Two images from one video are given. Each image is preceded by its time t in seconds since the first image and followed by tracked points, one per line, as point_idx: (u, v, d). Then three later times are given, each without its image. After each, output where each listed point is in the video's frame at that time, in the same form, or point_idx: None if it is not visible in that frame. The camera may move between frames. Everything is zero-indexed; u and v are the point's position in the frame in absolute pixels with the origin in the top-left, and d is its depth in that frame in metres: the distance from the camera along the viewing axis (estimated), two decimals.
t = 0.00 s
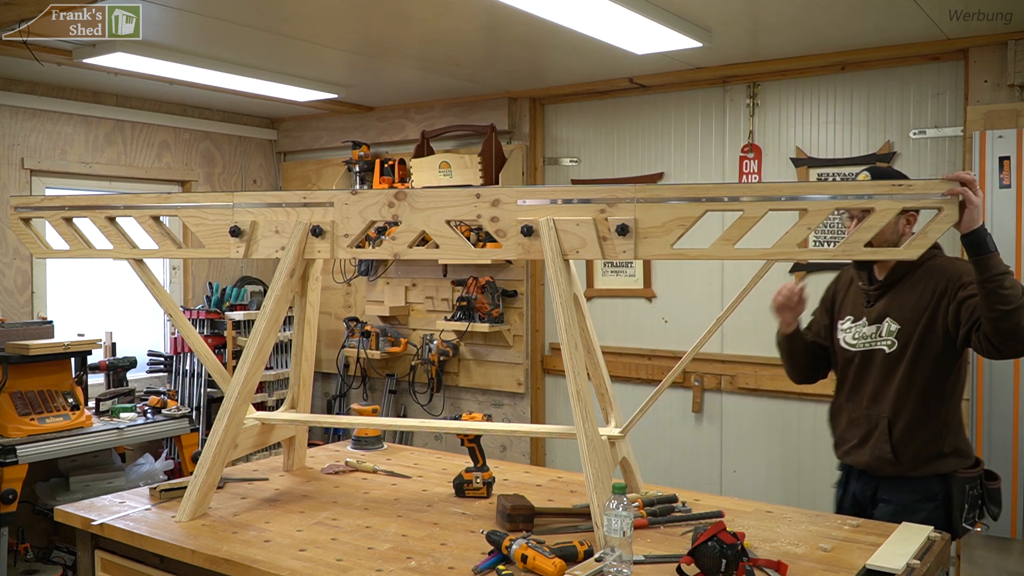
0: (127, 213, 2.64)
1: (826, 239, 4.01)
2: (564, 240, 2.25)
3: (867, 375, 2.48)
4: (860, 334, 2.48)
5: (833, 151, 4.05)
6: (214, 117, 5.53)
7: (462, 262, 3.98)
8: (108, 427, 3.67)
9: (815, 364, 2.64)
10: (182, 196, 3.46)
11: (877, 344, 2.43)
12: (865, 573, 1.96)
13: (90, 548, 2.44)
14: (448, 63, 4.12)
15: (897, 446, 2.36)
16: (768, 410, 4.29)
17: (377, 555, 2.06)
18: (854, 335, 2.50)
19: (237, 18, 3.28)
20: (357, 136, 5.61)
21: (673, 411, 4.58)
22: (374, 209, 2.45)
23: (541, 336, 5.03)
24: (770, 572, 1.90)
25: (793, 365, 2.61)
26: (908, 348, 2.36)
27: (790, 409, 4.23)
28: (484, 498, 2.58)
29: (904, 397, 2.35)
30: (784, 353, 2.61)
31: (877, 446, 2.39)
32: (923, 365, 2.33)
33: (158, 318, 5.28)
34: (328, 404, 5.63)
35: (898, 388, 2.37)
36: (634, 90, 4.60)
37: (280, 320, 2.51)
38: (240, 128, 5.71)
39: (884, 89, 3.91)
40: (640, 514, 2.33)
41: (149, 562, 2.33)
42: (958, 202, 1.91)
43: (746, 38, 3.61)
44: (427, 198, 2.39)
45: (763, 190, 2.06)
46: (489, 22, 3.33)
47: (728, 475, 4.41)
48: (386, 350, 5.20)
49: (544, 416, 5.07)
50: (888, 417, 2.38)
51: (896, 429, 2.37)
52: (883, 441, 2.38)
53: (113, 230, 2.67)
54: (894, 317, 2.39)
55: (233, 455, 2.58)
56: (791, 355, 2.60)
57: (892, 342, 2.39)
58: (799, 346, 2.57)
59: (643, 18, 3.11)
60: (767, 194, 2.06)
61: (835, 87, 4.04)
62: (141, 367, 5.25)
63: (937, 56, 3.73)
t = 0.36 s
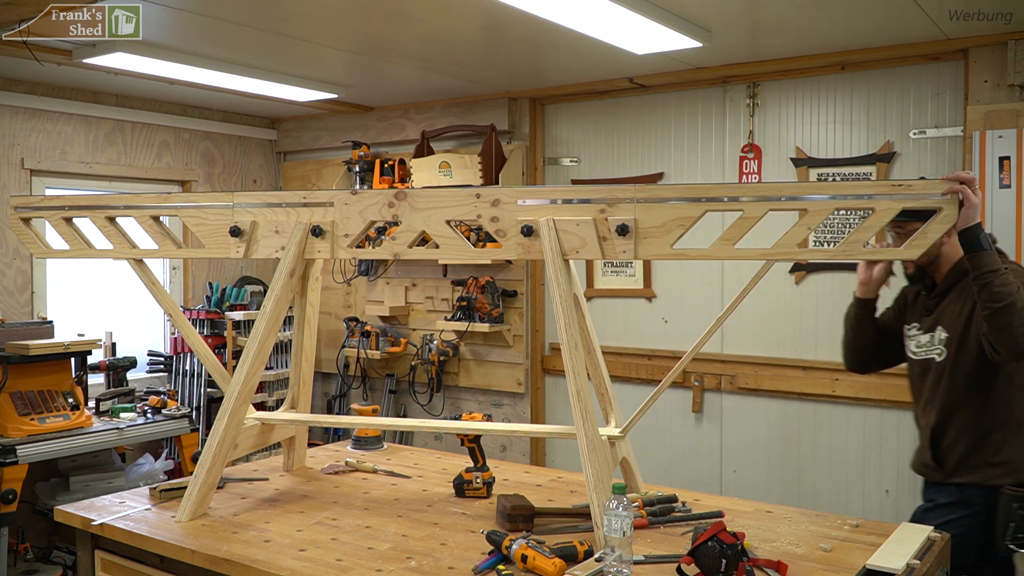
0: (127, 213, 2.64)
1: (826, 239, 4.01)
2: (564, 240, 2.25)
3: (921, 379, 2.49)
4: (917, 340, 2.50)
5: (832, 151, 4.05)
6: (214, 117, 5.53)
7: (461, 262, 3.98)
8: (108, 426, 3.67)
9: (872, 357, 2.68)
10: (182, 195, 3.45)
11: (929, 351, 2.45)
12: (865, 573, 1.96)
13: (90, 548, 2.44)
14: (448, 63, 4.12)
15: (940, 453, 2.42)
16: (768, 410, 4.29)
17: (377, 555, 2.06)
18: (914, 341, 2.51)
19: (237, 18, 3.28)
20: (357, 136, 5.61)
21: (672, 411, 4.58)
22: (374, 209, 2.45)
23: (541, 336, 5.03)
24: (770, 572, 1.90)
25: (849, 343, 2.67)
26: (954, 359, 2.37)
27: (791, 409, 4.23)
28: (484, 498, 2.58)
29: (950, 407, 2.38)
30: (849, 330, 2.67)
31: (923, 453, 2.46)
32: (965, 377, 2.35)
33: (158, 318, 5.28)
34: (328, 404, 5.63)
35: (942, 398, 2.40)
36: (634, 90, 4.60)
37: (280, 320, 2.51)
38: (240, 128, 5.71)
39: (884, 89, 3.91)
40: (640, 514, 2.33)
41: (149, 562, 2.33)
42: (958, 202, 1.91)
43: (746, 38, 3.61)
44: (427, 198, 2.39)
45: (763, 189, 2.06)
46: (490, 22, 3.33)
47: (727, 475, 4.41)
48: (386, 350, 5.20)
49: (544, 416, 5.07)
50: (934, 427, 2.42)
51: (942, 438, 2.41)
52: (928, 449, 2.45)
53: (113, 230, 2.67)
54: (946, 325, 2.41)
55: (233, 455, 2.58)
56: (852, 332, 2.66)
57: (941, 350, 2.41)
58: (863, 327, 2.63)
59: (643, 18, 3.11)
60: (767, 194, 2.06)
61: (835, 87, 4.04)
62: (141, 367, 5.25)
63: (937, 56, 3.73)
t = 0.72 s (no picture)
0: (127, 213, 2.64)
1: (826, 239, 4.01)
2: (564, 240, 2.25)
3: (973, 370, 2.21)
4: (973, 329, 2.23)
5: (832, 151, 4.05)
6: (214, 117, 5.53)
7: (461, 262, 3.98)
8: (108, 427, 3.67)
9: (927, 349, 2.42)
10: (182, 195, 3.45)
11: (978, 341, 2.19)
12: (865, 573, 1.96)
13: (90, 548, 2.44)
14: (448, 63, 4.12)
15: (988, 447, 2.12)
16: (768, 410, 4.29)
17: (377, 555, 2.06)
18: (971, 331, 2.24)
19: (237, 18, 3.28)
20: (357, 136, 5.61)
21: (672, 412, 4.58)
22: (374, 209, 2.45)
23: (541, 336, 5.04)
24: (770, 572, 1.90)
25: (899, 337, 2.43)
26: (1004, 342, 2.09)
27: (791, 409, 4.23)
28: (484, 498, 2.58)
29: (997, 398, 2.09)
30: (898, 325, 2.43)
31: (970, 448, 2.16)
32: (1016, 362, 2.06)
33: (158, 318, 5.28)
34: (328, 404, 5.63)
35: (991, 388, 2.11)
36: (634, 90, 4.60)
37: (280, 320, 2.51)
38: (240, 128, 5.71)
39: (884, 88, 3.91)
40: (640, 514, 2.33)
41: (149, 562, 2.33)
42: (958, 203, 1.92)
43: (746, 38, 3.61)
44: (427, 198, 2.39)
45: (763, 189, 2.06)
46: (491, 22, 3.33)
47: (728, 475, 4.41)
48: (386, 350, 5.20)
49: (545, 415, 5.07)
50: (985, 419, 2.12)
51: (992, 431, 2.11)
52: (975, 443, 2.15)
53: (113, 230, 2.67)
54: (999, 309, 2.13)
55: (233, 455, 2.58)
56: (901, 326, 2.42)
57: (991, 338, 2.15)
58: (912, 320, 2.38)
59: (643, 18, 3.11)
60: (767, 194, 2.06)
61: (835, 87, 4.04)
62: (141, 367, 5.25)
63: (937, 56, 3.73)
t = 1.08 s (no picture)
0: (127, 213, 2.64)
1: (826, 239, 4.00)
2: (564, 240, 2.25)
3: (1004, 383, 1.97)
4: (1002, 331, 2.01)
5: (832, 151, 4.05)
6: (214, 117, 5.53)
7: (461, 262, 3.98)
8: (109, 427, 3.67)
9: (937, 348, 2.21)
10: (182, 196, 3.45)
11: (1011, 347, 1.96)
12: (865, 573, 1.96)
13: (90, 548, 2.44)
14: (448, 63, 4.12)
15: None
16: (768, 410, 4.29)
17: (377, 555, 2.07)
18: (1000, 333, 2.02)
19: (236, 18, 3.28)
20: (357, 136, 5.61)
21: (673, 412, 4.58)
22: (374, 209, 2.45)
23: (542, 336, 5.04)
24: (770, 572, 1.90)
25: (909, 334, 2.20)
26: None
27: (791, 409, 4.23)
28: (484, 498, 2.58)
29: None
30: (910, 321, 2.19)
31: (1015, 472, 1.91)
32: None
33: (158, 318, 5.28)
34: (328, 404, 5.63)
35: None
36: (634, 90, 4.60)
37: (280, 320, 2.51)
38: (240, 129, 5.71)
39: (884, 88, 3.91)
40: (640, 514, 2.33)
41: (149, 562, 2.33)
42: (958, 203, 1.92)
43: (746, 38, 3.61)
44: (427, 198, 2.39)
45: (763, 190, 2.06)
46: (490, 22, 3.33)
47: (728, 475, 4.41)
48: (386, 350, 5.20)
49: (545, 415, 5.07)
50: None
51: None
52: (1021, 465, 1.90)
53: (113, 230, 2.67)
54: None
55: (233, 455, 2.58)
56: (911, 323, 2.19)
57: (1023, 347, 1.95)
58: (928, 317, 2.15)
59: (643, 18, 3.11)
60: (767, 194, 2.06)
61: (836, 87, 4.04)
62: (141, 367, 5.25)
63: (937, 56, 3.73)
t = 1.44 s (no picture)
0: (127, 213, 2.64)
1: (826, 239, 4.00)
2: (564, 240, 2.25)
3: None
4: None
5: (832, 151, 4.05)
6: (214, 117, 5.53)
7: (461, 262, 3.98)
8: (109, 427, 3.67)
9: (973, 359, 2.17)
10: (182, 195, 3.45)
11: None
12: (865, 573, 1.96)
13: (90, 548, 2.44)
14: (447, 63, 4.12)
15: None
16: (768, 410, 4.29)
17: (377, 555, 2.07)
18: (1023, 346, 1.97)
19: (236, 18, 3.28)
20: (357, 136, 5.61)
21: (672, 412, 4.58)
22: (374, 209, 2.45)
23: (542, 336, 5.04)
24: (770, 572, 1.90)
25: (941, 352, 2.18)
26: None
27: (790, 409, 4.23)
28: (484, 498, 2.58)
29: None
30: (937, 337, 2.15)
31: None
32: None
33: (157, 317, 5.28)
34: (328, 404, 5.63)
35: None
36: (634, 90, 4.61)
37: (280, 321, 2.51)
38: (240, 129, 5.71)
39: (884, 89, 3.91)
40: (640, 514, 2.33)
41: (149, 562, 2.33)
42: (958, 203, 1.92)
43: (746, 38, 3.61)
44: (427, 198, 2.39)
45: (763, 189, 2.06)
46: (491, 22, 3.33)
47: (728, 475, 4.41)
48: (386, 350, 5.20)
49: (545, 415, 5.07)
50: None
51: None
52: None
53: (113, 230, 2.67)
54: None
55: (233, 456, 2.58)
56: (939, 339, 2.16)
57: None
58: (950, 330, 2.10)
59: (643, 18, 3.11)
60: (767, 194, 2.06)
61: (835, 87, 4.04)
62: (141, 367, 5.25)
63: (937, 56, 3.73)
